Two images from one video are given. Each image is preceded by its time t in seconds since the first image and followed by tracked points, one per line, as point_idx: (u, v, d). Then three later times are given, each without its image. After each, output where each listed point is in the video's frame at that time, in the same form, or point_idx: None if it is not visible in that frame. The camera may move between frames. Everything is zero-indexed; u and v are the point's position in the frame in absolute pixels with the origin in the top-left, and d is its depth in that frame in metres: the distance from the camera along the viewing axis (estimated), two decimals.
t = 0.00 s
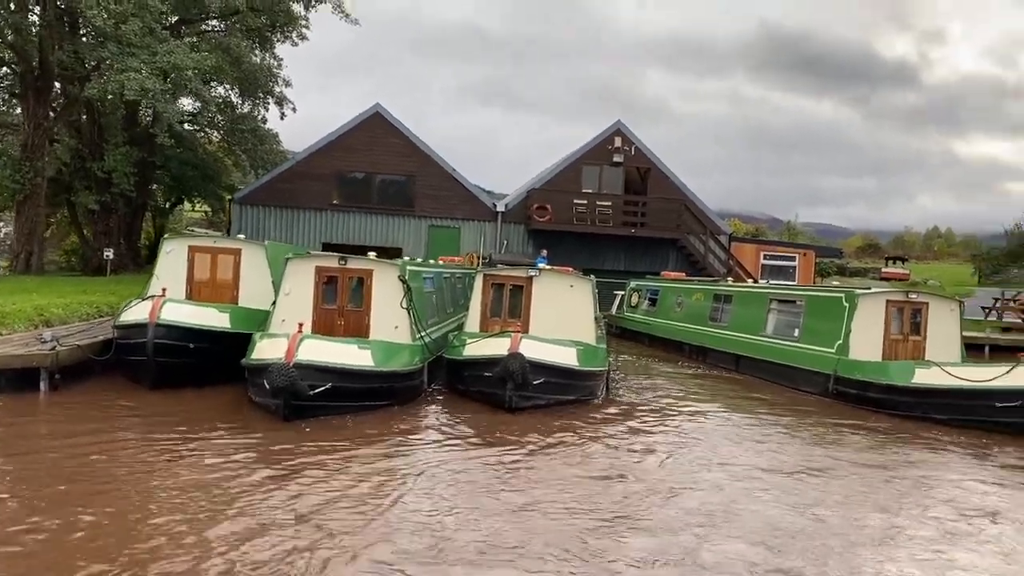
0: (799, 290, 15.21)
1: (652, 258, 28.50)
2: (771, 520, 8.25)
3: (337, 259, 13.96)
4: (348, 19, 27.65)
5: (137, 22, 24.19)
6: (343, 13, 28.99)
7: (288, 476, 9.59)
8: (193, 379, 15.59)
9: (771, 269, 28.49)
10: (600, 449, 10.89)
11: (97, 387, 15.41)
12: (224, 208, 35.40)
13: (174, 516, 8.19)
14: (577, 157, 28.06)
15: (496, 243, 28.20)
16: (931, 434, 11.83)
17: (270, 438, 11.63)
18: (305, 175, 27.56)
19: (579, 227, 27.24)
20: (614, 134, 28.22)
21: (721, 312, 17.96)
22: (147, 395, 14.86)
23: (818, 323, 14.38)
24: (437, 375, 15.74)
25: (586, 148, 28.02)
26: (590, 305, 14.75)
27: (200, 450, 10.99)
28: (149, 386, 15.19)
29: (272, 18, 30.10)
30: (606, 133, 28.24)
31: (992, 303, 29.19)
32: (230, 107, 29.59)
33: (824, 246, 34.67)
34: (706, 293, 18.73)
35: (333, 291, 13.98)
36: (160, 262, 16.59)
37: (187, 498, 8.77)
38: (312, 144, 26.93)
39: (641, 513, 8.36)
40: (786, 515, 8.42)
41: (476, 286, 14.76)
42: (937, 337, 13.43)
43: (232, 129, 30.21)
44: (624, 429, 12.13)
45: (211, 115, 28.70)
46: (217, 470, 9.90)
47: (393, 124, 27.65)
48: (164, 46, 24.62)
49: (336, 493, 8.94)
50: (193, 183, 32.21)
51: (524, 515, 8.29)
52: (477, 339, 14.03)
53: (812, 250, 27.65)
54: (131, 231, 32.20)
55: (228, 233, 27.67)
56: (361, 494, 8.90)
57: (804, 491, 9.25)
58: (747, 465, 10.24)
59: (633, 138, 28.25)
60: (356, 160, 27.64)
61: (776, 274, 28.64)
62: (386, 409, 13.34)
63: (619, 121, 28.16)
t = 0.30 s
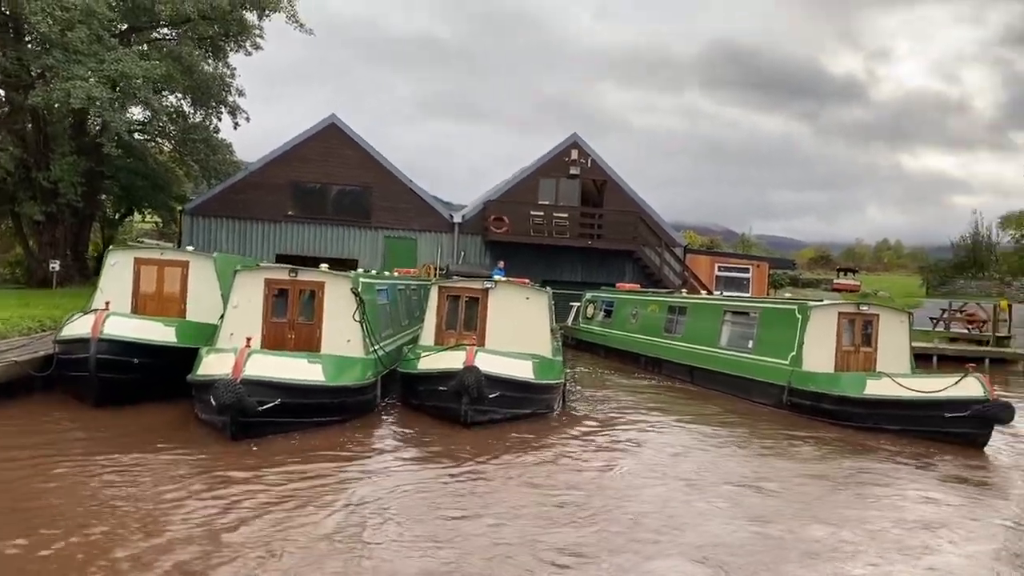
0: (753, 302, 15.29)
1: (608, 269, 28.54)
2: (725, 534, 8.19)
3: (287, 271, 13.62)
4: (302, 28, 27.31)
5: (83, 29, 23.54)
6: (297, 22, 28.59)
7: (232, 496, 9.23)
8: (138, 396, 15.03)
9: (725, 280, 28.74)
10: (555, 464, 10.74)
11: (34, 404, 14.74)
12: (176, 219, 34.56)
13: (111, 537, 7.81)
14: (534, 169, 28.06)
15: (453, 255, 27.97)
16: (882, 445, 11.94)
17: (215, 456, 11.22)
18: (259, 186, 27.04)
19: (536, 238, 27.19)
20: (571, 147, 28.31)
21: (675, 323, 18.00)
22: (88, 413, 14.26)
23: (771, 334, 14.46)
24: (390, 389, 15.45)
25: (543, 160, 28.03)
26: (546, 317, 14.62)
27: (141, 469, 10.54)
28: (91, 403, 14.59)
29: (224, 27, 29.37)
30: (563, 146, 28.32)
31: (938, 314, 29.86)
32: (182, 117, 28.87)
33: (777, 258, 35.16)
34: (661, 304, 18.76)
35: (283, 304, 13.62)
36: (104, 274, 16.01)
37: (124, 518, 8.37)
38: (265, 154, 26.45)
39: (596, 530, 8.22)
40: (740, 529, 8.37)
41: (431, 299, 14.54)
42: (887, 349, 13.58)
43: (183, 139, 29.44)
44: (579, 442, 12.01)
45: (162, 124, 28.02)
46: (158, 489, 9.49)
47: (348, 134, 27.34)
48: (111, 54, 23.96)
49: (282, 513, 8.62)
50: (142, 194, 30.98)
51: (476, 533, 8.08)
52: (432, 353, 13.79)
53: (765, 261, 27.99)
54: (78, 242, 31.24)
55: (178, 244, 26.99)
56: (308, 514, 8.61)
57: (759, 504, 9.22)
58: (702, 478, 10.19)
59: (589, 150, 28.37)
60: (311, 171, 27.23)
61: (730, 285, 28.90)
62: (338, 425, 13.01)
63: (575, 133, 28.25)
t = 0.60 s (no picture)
0: (692, 314, 15.37)
1: (552, 282, 28.51)
2: (664, 551, 8.12)
3: (220, 285, 13.15)
4: (239, 37, 26.68)
5: (8, 34, 22.40)
6: (235, 30, 27.95)
7: (154, 520, 8.80)
8: (61, 416, 14.33)
9: (666, 292, 28.99)
10: (495, 481, 10.55)
11: None
12: (108, 230, 33.37)
13: (21, 565, 7.34)
14: (477, 181, 27.96)
15: (395, 268, 27.59)
16: (818, 456, 12.08)
17: (141, 478, 10.72)
18: (196, 197, 26.30)
19: (479, 251, 27.04)
20: (514, 160, 28.31)
21: (617, 335, 18.03)
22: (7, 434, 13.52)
23: (710, 347, 14.56)
24: (328, 405, 15.05)
25: (486, 172, 27.96)
26: (488, 330, 14.42)
27: (60, 492, 10.00)
28: (10, 423, 13.84)
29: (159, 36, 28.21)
30: (505, 158, 28.31)
31: (871, 325, 30.65)
32: (115, 126, 27.89)
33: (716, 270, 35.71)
34: (602, 316, 18.78)
35: (216, 319, 13.16)
36: (27, 288, 15.25)
37: (36, 545, 7.89)
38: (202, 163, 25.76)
39: (534, 549, 8.06)
40: (679, 545, 8.31)
41: (370, 313, 14.21)
42: (823, 360, 13.79)
43: (117, 148, 28.45)
44: (520, 458, 11.85)
45: (93, 133, 27.05)
46: (75, 513, 8.99)
47: (288, 145, 26.83)
48: (39, 61, 22.82)
49: (208, 537, 8.24)
50: (74, 206, 29.88)
51: (411, 555, 7.84)
52: (371, 368, 13.44)
53: (704, 274, 28.35)
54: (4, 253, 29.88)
55: (110, 256, 26.04)
56: (236, 538, 8.25)
57: (698, 518, 9.18)
58: (642, 493, 10.13)
59: (532, 163, 28.41)
60: (250, 182, 26.62)
61: (671, 297, 29.16)
62: (273, 445, 12.59)
63: (518, 146, 28.27)
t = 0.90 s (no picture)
0: (622, 325, 15.36)
1: (485, 293, 28.28)
2: (592, 566, 7.98)
3: (134, 299, 12.48)
4: (160, 41, 25.67)
5: None
6: (156, 35, 26.90)
7: (54, 548, 8.22)
8: None
9: (598, 304, 29.10)
10: (422, 498, 10.26)
11: None
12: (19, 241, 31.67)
13: None
14: (409, 192, 27.62)
15: (325, 280, 26.93)
16: (746, 466, 12.17)
17: (44, 503, 10.05)
18: (115, 207, 25.25)
19: (411, 262, 26.68)
20: (447, 171, 28.11)
21: (548, 346, 17.92)
22: None
23: (640, 358, 14.56)
24: (251, 423, 14.49)
25: (418, 183, 27.67)
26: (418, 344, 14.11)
27: None
28: None
29: (77, 40, 26.70)
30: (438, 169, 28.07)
31: (797, 335, 31.40)
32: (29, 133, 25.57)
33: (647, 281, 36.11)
34: (533, 327, 18.65)
35: (129, 335, 12.50)
36: None
37: None
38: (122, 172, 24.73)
39: (459, 568, 7.81)
40: (607, 559, 8.18)
41: (295, 327, 13.72)
42: (751, 370, 13.93)
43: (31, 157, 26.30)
44: (448, 473, 11.58)
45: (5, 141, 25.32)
46: None
47: (214, 154, 26.04)
48: None
49: (111, 565, 7.73)
50: None
51: None
52: (295, 384, 12.94)
53: (635, 285, 28.57)
54: None
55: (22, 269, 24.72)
56: (143, 565, 7.76)
57: (626, 531, 9.08)
58: (571, 506, 9.99)
59: (465, 174, 28.25)
60: (173, 192, 25.72)
61: (604, 308, 29.28)
62: (190, 465, 12.00)
63: (451, 157, 28.06)
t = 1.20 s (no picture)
0: (548, 336, 15.37)
1: (411, 304, 27.93)
2: None
3: (36, 312, 11.75)
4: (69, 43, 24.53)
5: None
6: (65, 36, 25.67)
7: None
8: None
9: (525, 314, 29.08)
10: (343, 517, 9.93)
11: None
12: None
13: None
14: (333, 202, 27.13)
15: (245, 292, 26.09)
16: (669, 476, 12.26)
17: None
18: (19, 216, 24.00)
19: (335, 273, 26.14)
20: (372, 181, 27.74)
21: (475, 358, 17.78)
22: None
23: (566, 368, 14.58)
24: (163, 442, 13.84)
25: (343, 193, 27.21)
26: (339, 359, 13.76)
27: None
28: None
29: None
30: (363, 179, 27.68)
31: (719, 343, 32.05)
32: None
33: (573, 291, 36.35)
34: (460, 339, 18.48)
35: (29, 351, 11.76)
36: None
37: None
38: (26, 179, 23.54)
39: None
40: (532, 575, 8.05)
41: (211, 340, 13.15)
42: (674, 379, 14.10)
43: None
44: (371, 490, 11.29)
45: None
46: None
47: (127, 162, 25.07)
48: None
49: None
50: None
51: None
52: (210, 401, 12.41)
53: (562, 295, 28.66)
54: None
55: None
56: None
57: (551, 546, 8.99)
58: (496, 521, 9.84)
59: (391, 184, 27.94)
60: (82, 200, 24.62)
61: (530, 319, 29.28)
62: (96, 488, 11.33)
63: (376, 167, 27.72)
